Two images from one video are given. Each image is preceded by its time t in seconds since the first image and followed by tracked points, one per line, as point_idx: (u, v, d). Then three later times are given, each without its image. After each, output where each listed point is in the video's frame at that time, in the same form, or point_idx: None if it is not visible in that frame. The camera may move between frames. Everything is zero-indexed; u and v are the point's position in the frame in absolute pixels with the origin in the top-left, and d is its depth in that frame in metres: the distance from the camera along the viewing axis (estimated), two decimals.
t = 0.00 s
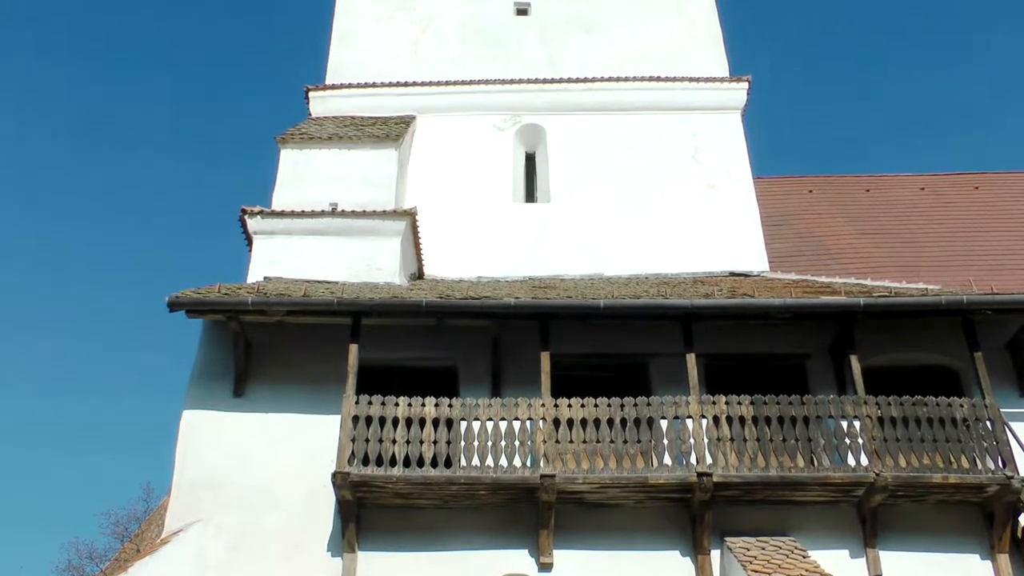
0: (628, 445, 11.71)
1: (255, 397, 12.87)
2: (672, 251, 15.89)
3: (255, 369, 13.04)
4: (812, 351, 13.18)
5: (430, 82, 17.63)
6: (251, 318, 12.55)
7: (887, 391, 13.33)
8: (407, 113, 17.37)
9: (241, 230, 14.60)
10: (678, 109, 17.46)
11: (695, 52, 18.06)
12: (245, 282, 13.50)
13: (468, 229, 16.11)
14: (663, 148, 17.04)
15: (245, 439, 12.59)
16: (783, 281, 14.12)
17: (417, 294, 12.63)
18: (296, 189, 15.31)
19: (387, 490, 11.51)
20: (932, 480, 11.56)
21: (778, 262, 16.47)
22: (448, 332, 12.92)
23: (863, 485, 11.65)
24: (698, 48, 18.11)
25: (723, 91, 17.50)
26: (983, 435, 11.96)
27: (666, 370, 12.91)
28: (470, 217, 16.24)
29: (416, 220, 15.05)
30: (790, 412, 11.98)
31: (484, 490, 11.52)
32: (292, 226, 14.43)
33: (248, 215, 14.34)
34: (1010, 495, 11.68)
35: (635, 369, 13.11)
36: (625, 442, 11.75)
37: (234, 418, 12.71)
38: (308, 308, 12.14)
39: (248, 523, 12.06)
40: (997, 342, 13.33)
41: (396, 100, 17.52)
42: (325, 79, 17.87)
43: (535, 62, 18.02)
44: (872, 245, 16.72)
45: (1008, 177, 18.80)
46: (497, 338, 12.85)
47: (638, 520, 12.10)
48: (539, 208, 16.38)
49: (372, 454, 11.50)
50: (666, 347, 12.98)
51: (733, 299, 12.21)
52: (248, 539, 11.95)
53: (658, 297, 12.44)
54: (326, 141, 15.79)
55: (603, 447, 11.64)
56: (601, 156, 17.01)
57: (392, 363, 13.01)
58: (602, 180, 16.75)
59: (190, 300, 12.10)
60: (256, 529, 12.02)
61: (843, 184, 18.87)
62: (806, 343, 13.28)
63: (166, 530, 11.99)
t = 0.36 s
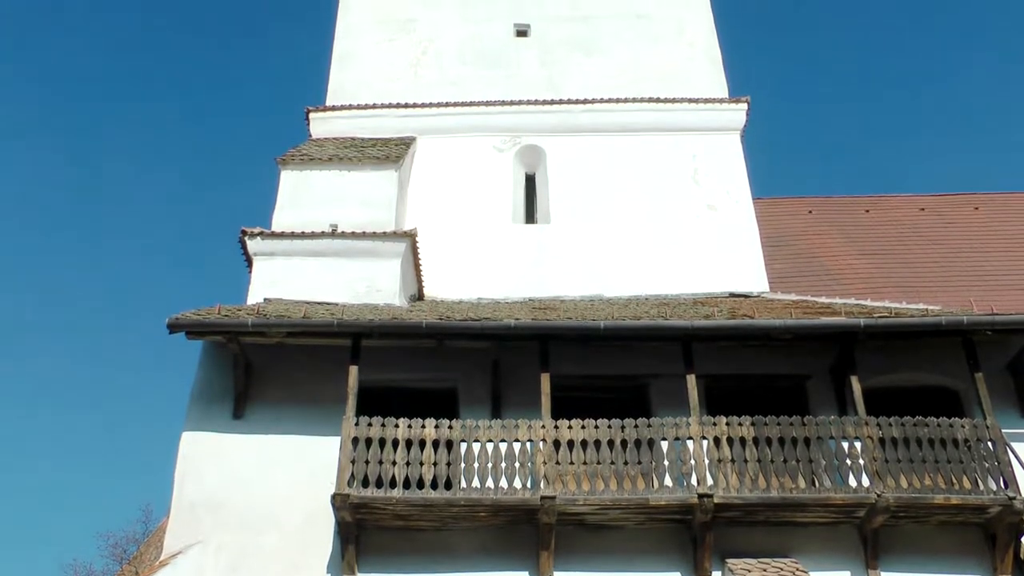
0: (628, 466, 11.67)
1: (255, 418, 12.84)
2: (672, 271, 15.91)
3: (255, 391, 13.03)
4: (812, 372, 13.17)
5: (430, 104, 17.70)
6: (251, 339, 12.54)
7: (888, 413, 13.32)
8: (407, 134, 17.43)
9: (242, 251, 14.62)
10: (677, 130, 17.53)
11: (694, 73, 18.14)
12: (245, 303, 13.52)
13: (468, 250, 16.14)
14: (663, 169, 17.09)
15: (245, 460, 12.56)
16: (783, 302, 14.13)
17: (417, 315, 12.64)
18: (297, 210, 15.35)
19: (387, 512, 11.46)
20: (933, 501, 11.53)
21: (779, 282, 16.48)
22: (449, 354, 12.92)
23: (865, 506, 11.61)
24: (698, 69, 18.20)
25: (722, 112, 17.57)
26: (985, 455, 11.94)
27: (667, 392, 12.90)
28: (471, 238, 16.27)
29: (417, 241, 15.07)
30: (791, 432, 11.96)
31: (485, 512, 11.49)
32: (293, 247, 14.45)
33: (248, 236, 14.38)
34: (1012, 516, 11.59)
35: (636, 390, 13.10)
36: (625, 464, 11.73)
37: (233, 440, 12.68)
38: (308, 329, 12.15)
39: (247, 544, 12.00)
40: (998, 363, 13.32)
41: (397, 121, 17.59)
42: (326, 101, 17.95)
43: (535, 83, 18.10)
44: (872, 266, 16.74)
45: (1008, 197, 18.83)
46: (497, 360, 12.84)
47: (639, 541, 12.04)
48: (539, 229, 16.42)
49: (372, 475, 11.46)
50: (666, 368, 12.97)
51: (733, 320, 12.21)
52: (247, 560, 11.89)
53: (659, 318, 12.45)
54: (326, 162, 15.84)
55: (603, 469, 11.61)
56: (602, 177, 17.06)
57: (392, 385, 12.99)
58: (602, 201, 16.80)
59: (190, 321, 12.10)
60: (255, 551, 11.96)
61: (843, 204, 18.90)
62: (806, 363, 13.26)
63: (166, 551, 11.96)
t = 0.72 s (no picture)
0: (629, 488, 11.60)
1: (255, 439, 12.81)
2: (671, 292, 15.93)
3: (254, 412, 13.01)
4: (813, 393, 13.16)
5: (430, 125, 17.75)
6: (251, 360, 12.53)
7: (889, 434, 13.30)
8: (407, 156, 17.49)
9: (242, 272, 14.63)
10: (677, 151, 17.58)
11: (693, 94, 18.21)
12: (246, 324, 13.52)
13: (468, 271, 16.15)
14: (663, 190, 17.14)
15: (244, 481, 12.52)
16: (783, 323, 14.13)
17: (417, 336, 12.64)
18: (297, 231, 15.37)
19: (386, 534, 11.41)
20: (935, 522, 11.47)
21: (779, 303, 16.48)
22: (449, 375, 12.91)
23: (866, 527, 11.56)
24: (697, 90, 18.27)
25: (721, 133, 17.61)
26: (987, 476, 11.89)
27: (668, 413, 12.88)
28: (471, 259, 16.29)
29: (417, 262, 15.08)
30: (792, 453, 11.93)
31: (485, 534, 11.44)
32: (293, 268, 14.47)
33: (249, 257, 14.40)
34: (1015, 537, 11.52)
35: (637, 412, 13.08)
36: (626, 485, 11.65)
37: (233, 461, 12.64)
38: (308, 350, 12.13)
39: (246, 566, 11.94)
40: (999, 384, 13.30)
41: (397, 142, 17.65)
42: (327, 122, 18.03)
43: (535, 105, 18.17)
44: (872, 286, 16.75)
45: (1008, 218, 18.85)
46: (497, 381, 12.82)
47: (640, 563, 11.97)
48: (539, 250, 16.44)
49: (372, 497, 11.41)
50: (666, 389, 12.97)
51: (733, 341, 12.20)
52: None
53: (659, 339, 12.45)
54: (326, 183, 15.88)
55: (604, 490, 11.54)
56: (602, 197, 17.11)
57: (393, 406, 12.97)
58: (602, 221, 16.83)
59: (190, 342, 12.09)
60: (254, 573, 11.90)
61: (843, 225, 18.93)
62: (806, 384, 13.24)
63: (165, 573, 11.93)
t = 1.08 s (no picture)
0: (630, 509, 11.56)
1: (254, 461, 12.78)
2: (671, 312, 15.94)
3: (254, 434, 12.98)
4: (814, 414, 13.14)
5: (430, 147, 17.80)
6: (251, 382, 12.52)
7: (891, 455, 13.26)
8: (407, 177, 17.55)
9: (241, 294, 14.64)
10: (677, 172, 17.63)
11: (692, 115, 18.29)
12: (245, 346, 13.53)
13: (468, 293, 16.16)
14: (662, 211, 17.17)
15: (243, 503, 12.48)
16: (783, 344, 14.12)
17: (417, 358, 12.63)
18: (297, 253, 15.40)
19: (385, 556, 11.34)
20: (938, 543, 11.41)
21: (779, 324, 16.48)
22: (448, 396, 12.89)
23: (869, 548, 11.48)
24: (697, 112, 18.35)
25: (720, 154, 17.67)
26: (990, 497, 11.85)
27: (668, 435, 12.86)
28: (471, 281, 16.31)
29: (417, 284, 15.10)
30: (794, 475, 11.86)
31: (485, 556, 11.38)
32: (293, 289, 14.49)
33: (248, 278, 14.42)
34: (1018, 558, 11.45)
35: (637, 433, 13.05)
36: (626, 507, 11.62)
37: (232, 482, 12.61)
38: (308, 372, 12.11)
39: None
40: (1000, 405, 13.27)
41: (397, 164, 17.71)
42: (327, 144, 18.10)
43: (534, 126, 18.24)
44: (872, 307, 16.76)
45: (1008, 238, 18.87)
46: (497, 402, 12.80)
47: None
48: (539, 271, 16.46)
49: (372, 519, 11.35)
50: (666, 411, 12.95)
51: (733, 362, 12.19)
52: None
53: (659, 360, 12.44)
54: (326, 205, 15.91)
55: (604, 511, 11.50)
56: (601, 218, 17.14)
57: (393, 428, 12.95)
58: (602, 242, 16.86)
59: (190, 364, 12.07)
60: None
61: (843, 246, 18.95)
62: (806, 405, 13.21)
63: None
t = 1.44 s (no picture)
0: (630, 531, 11.50)
1: (253, 482, 12.74)
2: (671, 333, 15.95)
3: (253, 455, 12.95)
4: (815, 435, 13.13)
5: (430, 168, 17.87)
6: (251, 404, 12.50)
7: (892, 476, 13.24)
8: (407, 199, 17.59)
9: (241, 315, 14.65)
10: (676, 193, 17.68)
11: (692, 136, 18.36)
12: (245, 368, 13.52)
13: (468, 314, 16.18)
14: (662, 232, 17.21)
15: (242, 525, 12.43)
16: (783, 364, 14.11)
17: (417, 380, 12.62)
18: (296, 274, 15.42)
19: None
20: (940, 565, 11.34)
21: (779, 344, 16.47)
22: (449, 418, 12.88)
23: (870, 570, 11.39)
24: (696, 133, 18.42)
25: (720, 175, 17.72)
26: (991, 519, 11.79)
27: (669, 456, 12.84)
28: (471, 302, 16.33)
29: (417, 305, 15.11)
30: (795, 496, 11.86)
31: None
32: (293, 311, 14.49)
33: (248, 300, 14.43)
34: None
35: (637, 454, 13.03)
36: (627, 528, 11.56)
37: (231, 504, 12.56)
38: (308, 394, 12.10)
39: None
40: (1001, 426, 13.25)
41: (397, 185, 17.76)
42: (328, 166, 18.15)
43: (534, 148, 18.31)
44: (872, 327, 16.76)
45: (1007, 258, 18.92)
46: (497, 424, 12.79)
47: None
48: (539, 292, 16.48)
49: (372, 542, 11.29)
50: (666, 432, 12.93)
51: (733, 384, 12.17)
52: None
53: (659, 381, 12.42)
54: (326, 227, 15.94)
55: (605, 534, 11.45)
56: (601, 239, 17.18)
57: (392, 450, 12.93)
58: (601, 263, 16.89)
59: (190, 386, 12.05)
60: None
61: (843, 266, 18.99)
62: (807, 426, 13.19)
63: None
